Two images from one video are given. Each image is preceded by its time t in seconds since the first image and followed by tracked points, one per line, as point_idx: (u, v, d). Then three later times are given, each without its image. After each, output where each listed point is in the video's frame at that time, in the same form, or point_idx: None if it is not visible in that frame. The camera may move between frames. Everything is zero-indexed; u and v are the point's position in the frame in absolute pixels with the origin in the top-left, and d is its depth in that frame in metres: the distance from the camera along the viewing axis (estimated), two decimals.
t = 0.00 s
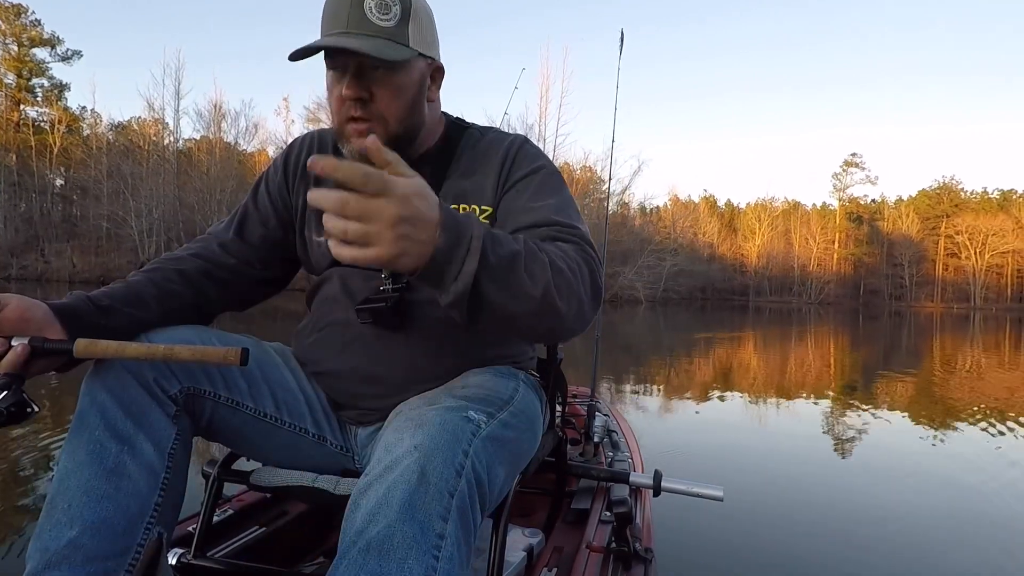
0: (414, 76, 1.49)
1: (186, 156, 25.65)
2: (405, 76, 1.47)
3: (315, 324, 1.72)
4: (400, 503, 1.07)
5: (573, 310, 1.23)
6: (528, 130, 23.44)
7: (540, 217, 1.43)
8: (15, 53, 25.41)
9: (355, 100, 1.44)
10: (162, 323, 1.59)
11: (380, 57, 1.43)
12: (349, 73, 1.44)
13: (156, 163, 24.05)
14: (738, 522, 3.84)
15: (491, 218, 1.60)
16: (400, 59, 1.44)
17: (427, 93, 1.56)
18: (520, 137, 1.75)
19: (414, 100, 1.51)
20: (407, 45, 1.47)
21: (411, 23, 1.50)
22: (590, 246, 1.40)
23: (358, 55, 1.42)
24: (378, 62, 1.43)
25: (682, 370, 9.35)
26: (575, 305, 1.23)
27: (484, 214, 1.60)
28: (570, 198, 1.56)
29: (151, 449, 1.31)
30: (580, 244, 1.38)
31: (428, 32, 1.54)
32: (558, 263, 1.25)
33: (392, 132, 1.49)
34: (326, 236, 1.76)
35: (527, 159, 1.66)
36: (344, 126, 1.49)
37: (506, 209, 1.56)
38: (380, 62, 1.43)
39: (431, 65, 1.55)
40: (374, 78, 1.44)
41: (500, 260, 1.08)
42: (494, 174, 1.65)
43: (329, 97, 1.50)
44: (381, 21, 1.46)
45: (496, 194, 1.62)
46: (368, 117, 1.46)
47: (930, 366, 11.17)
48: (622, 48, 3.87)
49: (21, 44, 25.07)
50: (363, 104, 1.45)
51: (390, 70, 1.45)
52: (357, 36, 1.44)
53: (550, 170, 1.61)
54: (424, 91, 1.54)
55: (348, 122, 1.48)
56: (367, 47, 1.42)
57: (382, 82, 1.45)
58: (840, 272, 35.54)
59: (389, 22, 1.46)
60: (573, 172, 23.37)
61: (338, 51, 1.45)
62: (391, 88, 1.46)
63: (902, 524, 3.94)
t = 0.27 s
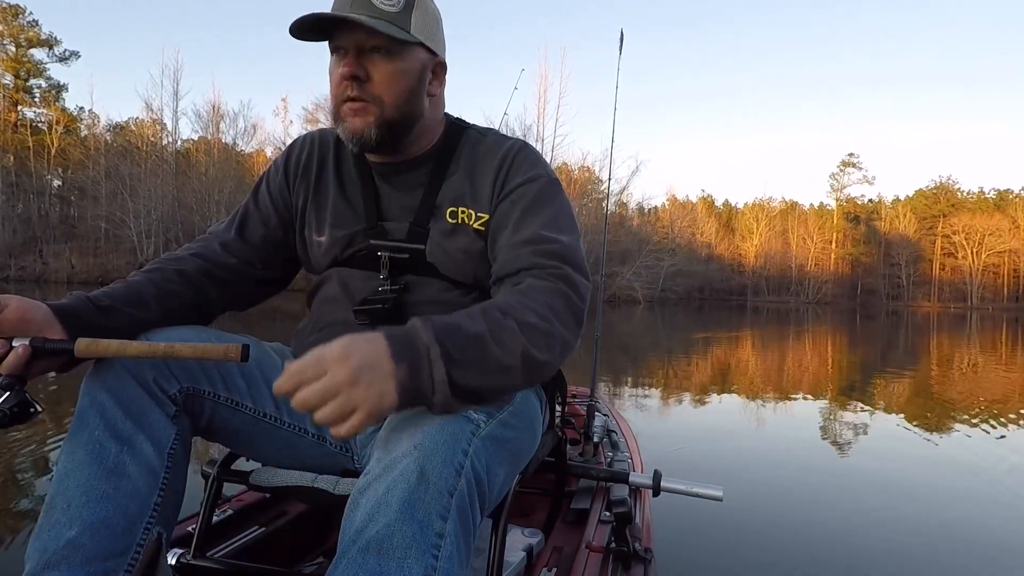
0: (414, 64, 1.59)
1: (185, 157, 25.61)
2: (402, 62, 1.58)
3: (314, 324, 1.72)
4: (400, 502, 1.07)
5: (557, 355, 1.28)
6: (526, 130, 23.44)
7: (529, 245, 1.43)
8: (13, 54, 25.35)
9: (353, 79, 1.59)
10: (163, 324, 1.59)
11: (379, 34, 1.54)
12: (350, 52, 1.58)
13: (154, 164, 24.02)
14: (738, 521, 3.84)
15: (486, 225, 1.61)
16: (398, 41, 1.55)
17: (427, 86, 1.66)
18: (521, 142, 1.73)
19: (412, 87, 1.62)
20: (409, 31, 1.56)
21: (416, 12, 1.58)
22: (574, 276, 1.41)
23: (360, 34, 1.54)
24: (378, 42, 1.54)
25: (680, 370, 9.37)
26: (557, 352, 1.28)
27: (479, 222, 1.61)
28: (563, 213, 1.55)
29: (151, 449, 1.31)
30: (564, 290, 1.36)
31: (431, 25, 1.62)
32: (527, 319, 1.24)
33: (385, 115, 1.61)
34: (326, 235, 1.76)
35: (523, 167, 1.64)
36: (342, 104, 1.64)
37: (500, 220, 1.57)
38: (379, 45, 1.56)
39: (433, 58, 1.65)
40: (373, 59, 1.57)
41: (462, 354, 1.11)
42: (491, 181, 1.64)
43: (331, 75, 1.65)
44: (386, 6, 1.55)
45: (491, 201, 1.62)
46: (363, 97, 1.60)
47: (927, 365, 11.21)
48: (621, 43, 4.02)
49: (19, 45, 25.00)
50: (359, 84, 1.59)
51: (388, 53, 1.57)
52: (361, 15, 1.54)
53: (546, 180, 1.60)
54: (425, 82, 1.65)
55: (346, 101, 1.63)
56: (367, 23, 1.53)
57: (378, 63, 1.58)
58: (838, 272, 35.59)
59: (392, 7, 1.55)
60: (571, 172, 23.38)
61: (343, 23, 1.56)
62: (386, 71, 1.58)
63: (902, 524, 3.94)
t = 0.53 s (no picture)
0: (415, 56, 1.61)
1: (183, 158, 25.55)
2: (403, 54, 1.60)
3: (314, 324, 1.72)
4: (395, 501, 1.07)
5: (533, 367, 1.39)
6: (524, 130, 23.42)
7: (511, 261, 1.47)
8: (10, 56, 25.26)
9: (354, 69, 1.60)
10: (163, 323, 1.59)
11: (380, 24, 1.56)
12: (352, 42, 1.60)
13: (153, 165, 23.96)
14: (738, 521, 3.84)
15: (481, 228, 1.61)
16: (399, 31, 1.57)
17: (429, 81, 1.68)
18: (521, 145, 1.72)
19: (413, 80, 1.63)
20: (411, 24, 1.58)
21: (418, 6, 1.60)
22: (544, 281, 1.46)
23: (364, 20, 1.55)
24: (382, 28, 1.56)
25: (678, 370, 9.37)
26: (536, 366, 1.39)
27: (474, 225, 1.62)
28: (553, 220, 1.57)
29: (150, 449, 1.30)
30: (531, 309, 1.41)
31: (432, 20, 1.64)
32: (489, 339, 1.34)
33: (386, 107, 1.62)
34: (326, 236, 1.75)
35: (520, 172, 1.63)
36: (343, 98, 1.65)
37: (494, 223, 1.57)
38: (382, 34, 1.57)
39: (435, 53, 1.67)
40: (374, 50, 1.59)
41: (432, 384, 1.25)
42: (486, 183, 1.64)
43: (331, 67, 1.67)
44: None
45: (487, 203, 1.62)
46: (364, 87, 1.61)
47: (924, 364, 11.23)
48: (621, 43, 4.02)
49: (16, 47, 24.92)
50: (360, 74, 1.60)
51: (389, 44, 1.58)
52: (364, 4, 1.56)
53: (541, 186, 1.60)
54: (427, 77, 1.66)
55: (347, 94, 1.64)
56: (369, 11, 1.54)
57: (380, 54, 1.59)
58: (836, 271, 35.61)
59: None
60: (569, 172, 23.37)
61: (343, 13, 1.58)
62: (387, 61, 1.59)
63: (902, 523, 3.94)
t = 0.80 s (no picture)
0: (419, 54, 1.62)
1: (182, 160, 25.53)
2: (407, 51, 1.60)
3: (315, 323, 1.72)
4: (398, 502, 1.07)
5: (540, 369, 1.38)
6: (522, 131, 23.42)
7: (518, 264, 1.47)
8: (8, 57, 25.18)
9: (359, 67, 1.60)
10: (163, 323, 1.59)
11: (383, 21, 1.56)
12: (355, 40, 1.60)
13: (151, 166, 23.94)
14: (739, 521, 3.84)
15: (483, 230, 1.61)
16: (403, 28, 1.57)
17: (432, 80, 1.69)
18: (524, 146, 1.71)
19: (416, 78, 1.64)
20: (414, 23, 1.58)
21: (421, 6, 1.60)
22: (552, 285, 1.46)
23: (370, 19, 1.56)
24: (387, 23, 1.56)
25: (676, 370, 9.37)
26: (539, 369, 1.38)
27: (475, 227, 1.62)
28: (558, 222, 1.56)
29: (150, 449, 1.30)
30: (540, 311, 1.41)
31: (435, 20, 1.65)
32: (496, 340, 1.34)
33: (391, 103, 1.62)
34: (327, 237, 1.76)
35: (523, 175, 1.63)
36: (346, 97, 1.65)
37: (497, 226, 1.57)
38: (385, 32, 1.58)
39: (438, 52, 1.67)
40: (378, 48, 1.59)
41: (439, 383, 1.24)
42: (488, 184, 1.64)
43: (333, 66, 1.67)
44: None
45: (489, 205, 1.62)
46: (368, 85, 1.61)
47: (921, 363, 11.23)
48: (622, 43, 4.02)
49: (15, 48, 24.85)
50: (364, 72, 1.60)
51: (392, 42, 1.59)
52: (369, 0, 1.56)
53: (544, 189, 1.60)
54: (430, 75, 1.67)
55: (351, 91, 1.64)
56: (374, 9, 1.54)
57: (383, 51, 1.59)
58: (833, 271, 35.65)
59: None
60: (567, 173, 23.38)
61: (347, 10, 1.58)
62: (391, 59, 1.60)
63: (904, 523, 3.94)
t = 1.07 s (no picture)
0: (432, 54, 1.67)
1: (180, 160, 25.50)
2: (423, 50, 1.66)
3: (314, 324, 1.72)
4: (398, 501, 1.07)
5: (540, 369, 1.38)
6: (520, 131, 23.44)
7: (517, 264, 1.47)
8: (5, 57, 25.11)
9: (379, 65, 1.63)
10: (164, 323, 1.59)
11: (402, 20, 1.61)
12: (374, 39, 1.63)
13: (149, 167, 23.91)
14: (738, 521, 3.84)
15: (482, 230, 1.61)
16: (420, 28, 1.62)
17: (441, 81, 1.74)
18: (523, 146, 1.72)
19: (430, 77, 1.69)
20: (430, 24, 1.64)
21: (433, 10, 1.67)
22: (552, 285, 1.46)
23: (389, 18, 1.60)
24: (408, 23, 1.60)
25: (674, 369, 9.38)
26: (540, 369, 1.38)
27: (475, 226, 1.62)
28: (557, 221, 1.56)
29: (151, 448, 1.30)
30: (539, 311, 1.41)
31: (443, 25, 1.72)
32: (496, 341, 1.34)
33: (409, 102, 1.66)
34: (327, 237, 1.75)
35: (522, 174, 1.62)
36: (362, 96, 1.66)
37: (496, 226, 1.57)
38: (404, 31, 1.62)
39: (444, 55, 1.74)
40: (396, 46, 1.63)
41: (439, 383, 1.24)
42: (487, 184, 1.64)
43: (349, 66, 1.68)
44: None
45: (488, 206, 1.62)
46: (388, 82, 1.64)
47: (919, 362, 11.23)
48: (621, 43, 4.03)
49: (12, 48, 24.79)
50: (384, 70, 1.63)
51: (410, 41, 1.63)
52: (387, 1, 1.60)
53: (544, 188, 1.60)
54: (439, 77, 1.73)
55: (368, 90, 1.66)
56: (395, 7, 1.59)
57: (402, 50, 1.64)
58: (830, 271, 35.71)
59: None
60: (565, 173, 23.39)
61: (368, 9, 1.61)
62: (410, 57, 1.64)
63: (903, 522, 3.94)
